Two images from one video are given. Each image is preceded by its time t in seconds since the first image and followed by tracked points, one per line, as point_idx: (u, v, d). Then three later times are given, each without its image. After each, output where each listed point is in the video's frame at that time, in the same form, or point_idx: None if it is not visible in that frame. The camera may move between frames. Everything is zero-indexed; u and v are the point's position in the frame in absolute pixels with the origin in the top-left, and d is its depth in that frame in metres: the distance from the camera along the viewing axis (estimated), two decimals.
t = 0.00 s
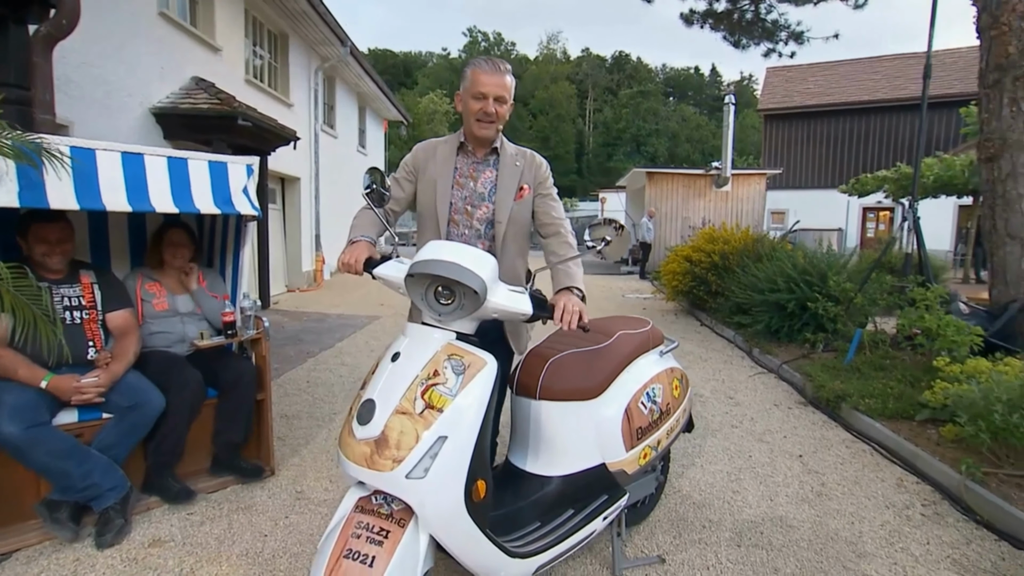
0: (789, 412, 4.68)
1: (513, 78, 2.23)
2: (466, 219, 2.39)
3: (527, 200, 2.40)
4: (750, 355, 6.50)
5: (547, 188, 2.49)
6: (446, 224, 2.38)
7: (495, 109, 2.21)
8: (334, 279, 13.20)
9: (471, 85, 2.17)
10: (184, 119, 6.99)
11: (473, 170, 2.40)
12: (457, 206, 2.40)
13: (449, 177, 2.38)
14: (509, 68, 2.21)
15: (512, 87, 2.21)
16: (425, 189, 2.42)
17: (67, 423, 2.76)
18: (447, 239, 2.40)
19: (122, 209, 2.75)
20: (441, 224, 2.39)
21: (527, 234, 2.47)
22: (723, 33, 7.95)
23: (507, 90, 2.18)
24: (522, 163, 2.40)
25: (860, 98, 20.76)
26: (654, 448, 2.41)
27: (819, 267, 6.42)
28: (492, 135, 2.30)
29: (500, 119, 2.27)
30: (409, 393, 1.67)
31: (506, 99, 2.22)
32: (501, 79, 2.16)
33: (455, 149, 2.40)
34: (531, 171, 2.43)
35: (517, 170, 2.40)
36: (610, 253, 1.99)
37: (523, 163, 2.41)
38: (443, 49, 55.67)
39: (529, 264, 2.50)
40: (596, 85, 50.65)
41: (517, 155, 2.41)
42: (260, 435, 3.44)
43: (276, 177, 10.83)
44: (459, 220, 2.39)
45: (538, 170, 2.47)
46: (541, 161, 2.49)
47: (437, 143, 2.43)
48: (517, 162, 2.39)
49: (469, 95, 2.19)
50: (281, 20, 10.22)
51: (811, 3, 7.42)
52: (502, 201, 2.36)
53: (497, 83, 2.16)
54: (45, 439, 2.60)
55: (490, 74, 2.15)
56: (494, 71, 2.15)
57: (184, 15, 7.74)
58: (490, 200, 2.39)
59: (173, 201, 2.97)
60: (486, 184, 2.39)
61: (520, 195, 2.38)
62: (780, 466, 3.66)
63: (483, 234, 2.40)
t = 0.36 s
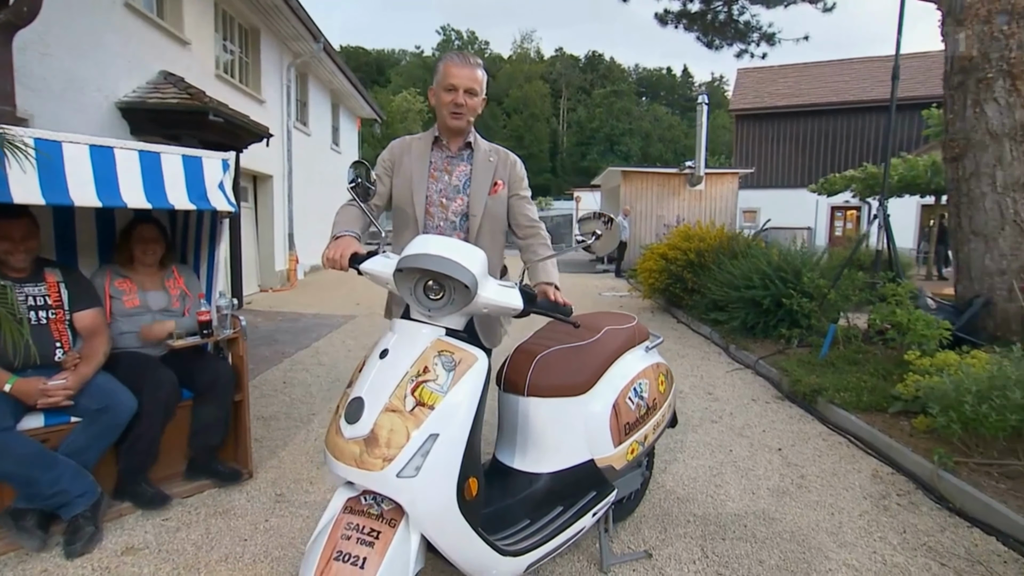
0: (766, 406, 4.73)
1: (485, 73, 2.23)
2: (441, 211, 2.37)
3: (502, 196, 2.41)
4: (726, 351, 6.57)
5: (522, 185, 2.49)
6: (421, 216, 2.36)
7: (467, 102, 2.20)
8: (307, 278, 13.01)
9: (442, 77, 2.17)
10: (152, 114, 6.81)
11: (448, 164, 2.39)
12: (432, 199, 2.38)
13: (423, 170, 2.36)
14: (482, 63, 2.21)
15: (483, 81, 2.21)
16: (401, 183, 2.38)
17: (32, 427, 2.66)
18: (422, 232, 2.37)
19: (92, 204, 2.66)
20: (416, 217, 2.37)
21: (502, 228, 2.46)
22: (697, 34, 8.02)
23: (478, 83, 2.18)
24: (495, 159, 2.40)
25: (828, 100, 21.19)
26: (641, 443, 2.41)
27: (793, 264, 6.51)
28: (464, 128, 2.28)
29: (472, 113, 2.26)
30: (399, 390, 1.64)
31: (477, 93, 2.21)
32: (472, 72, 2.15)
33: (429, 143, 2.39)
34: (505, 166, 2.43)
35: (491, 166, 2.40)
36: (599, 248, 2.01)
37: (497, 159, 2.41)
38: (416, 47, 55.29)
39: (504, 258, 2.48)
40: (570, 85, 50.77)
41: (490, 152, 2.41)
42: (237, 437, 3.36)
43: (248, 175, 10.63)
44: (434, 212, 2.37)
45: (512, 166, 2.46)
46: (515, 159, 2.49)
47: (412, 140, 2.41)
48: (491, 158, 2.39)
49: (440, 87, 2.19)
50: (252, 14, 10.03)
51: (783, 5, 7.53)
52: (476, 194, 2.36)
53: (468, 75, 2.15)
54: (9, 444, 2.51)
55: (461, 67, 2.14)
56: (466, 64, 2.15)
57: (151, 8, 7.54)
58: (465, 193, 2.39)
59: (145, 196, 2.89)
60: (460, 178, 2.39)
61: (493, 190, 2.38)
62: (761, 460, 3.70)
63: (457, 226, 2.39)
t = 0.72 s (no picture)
0: (745, 400, 4.78)
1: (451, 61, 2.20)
2: (415, 199, 2.33)
3: (473, 180, 2.41)
4: (703, 346, 6.62)
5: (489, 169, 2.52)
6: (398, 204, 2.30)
7: (431, 88, 2.16)
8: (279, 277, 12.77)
9: (407, 63, 2.13)
10: (116, 106, 6.58)
11: (418, 151, 2.35)
12: (405, 186, 2.33)
13: (395, 158, 2.31)
14: (448, 51, 2.18)
15: (449, 68, 2.18)
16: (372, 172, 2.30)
17: None
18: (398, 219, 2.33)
19: (61, 194, 2.55)
20: (390, 205, 2.31)
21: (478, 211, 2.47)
22: (670, 33, 8.07)
23: (443, 70, 2.15)
24: (463, 144, 2.40)
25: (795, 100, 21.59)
26: (633, 435, 2.40)
27: (766, 260, 6.59)
28: (428, 114, 2.24)
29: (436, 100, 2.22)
30: (395, 382, 1.60)
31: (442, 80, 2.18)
32: (437, 58, 2.13)
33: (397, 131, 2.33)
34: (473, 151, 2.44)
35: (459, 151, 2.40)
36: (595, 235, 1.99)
37: (465, 145, 2.41)
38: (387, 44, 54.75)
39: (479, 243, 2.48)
40: (541, 84, 50.83)
41: (457, 137, 2.40)
42: (215, 436, 3.26)
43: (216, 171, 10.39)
44: (409, 199, 2.33)
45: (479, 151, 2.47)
46: (481, 144, 2.50)
47: (377, 128, 2.33)
48: (459, 144, 2.38)
49: (405, 73, 2.16)
50: (219, 6, 9.79)
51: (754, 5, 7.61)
52: (449, 179, 2.34)
53: (433, 61, 2.12)
54: None
55: (426, 53, 2.11)
56: (431, 50, 2.12)
57: None
58: (437, 179, 2.37)
59: (117, 187, 2.77)
60: (431, 164, 2.36)
61: (465, 174, 2.39)
62: (744, 452, 3.73)
63: (432, 213, 2.36)
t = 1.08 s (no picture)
0: (743, 398, 4.79)
1: (449, 56, 2.18)
2: (418, 196, 2.31)
3: (474, 178, 2.43)
4: (699, 346, 6.63)
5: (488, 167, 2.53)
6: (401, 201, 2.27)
7: (431, 84, 2.14)
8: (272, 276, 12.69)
9: (407, 61, 2.11)
10: (107, 103, 6.51)
11: (420, 149, 2.34)
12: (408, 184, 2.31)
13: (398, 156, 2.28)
14: (447, 47, 2.16)
15: (447, 64, 2.16)
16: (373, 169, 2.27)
17: None
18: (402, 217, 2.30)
19: (58, 190, 2.51)
20: (394, 202, 2.28)
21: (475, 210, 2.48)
22: (663, 33, 8.07)
23: (442, 66, 2.13)
24: (463, 142, 2.40)
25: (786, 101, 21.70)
26: (636, 433, 2.39)
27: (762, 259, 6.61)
28: (429, 109, 2.22)
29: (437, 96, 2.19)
30: (402, 379, 1.58)
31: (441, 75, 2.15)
32: (436, 53, 2.10)
33: (398, 127, 2.29)
34: (472, 149, 2.44)
35: (460, 149, 2.40)
36: (602, 232, 2.06)
37: (465, 143, 2.41)
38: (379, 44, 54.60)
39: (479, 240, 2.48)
40: (534, 84, 50.83)
41: (457, 135, 2.39)
42: (212, 436, 3.23)
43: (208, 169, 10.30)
44: (412, 196, 2.31)
45: (477, 148, 2.46)
46: (479, 141, 2.50)
47: (376, 123, 2.30)
48: (460, 142, 2.38)
49: (404, 71, 2.13)
50: (211, 3, 9.71)
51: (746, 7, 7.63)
52: (452, 176, 2.34)
53: (432, 57, 2.09)
54: None
55: (426, 49, 2.09)
56: (430, 46, 2.09)
57: None
58: (439, 176, 2.35)
59: (114, 183, 2.74)
60: (433, 162, 2.35)
61: (466, 173, 2.40)
62: (742, 450, 3.73)
63: (434, 210, 2.34)
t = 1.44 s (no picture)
0: (748, 398, 4.77)
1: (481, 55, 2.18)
2: (445, 195, 2.30)
3: (505, 182, 2.37)
4: (702, 345, 6.61)
5: (520, 170, 2.49)
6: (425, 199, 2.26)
7: (464, 78, 2.12)
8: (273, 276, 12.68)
9: (439, 57, 2.11)
10: (108, 103, 6.49)
11: (451, 148, 2.31)
12: (436, 182, 2.29)
13: (428, 153, 2.27)
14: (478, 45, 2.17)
15: (480, 60, 2.15)
16: (401, 166, 2.26)
17: None
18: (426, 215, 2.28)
19: (62, 189, 2.50)
20: (419, 200, 2.26)
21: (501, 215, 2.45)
22: (665, 33, 8.05)
23: (475, 60, 2.12)
24: (497, 143, 2.36)
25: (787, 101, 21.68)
26: (645, 433, 2.37)
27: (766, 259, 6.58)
28: (463, 106, 2.19)
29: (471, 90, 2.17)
30: (413, 379, 1.56)
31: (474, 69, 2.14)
32: (468, 48, 2.10)
33: (431, 124, 2.28)
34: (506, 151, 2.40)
35: (493, 150, 2.35)
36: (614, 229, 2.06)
37: (499, 144, 2.37)
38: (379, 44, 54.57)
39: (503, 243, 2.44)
40: (534, 84, 50.78)
41: (491, 136, 2.35)
42: (217, 436, 3.21)
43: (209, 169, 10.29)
44: (438, 195, 2.29)
45: (511, 150, 2.42)
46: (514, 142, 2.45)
47: (410, 119, 2.28)
48: (493, 143, 2.34)
49: (437, 67, 2.13)
50: (212, 3, 9.69)
51: (748, 7, 7.60)
52: (482, 179, 2.30)
53: (464, 51, 2.09)
54: None
55: (458, 44, 2.09)
56: (461, 41, 2.10)
57: None
58: (469, 177, 2.33)
59: (119, 181, 2.72)
60: (464, 162, 2.32)
61: (498, 175, 2.35)
62: (749, 450, 3.71)
63: (461, 211, 2.33)
